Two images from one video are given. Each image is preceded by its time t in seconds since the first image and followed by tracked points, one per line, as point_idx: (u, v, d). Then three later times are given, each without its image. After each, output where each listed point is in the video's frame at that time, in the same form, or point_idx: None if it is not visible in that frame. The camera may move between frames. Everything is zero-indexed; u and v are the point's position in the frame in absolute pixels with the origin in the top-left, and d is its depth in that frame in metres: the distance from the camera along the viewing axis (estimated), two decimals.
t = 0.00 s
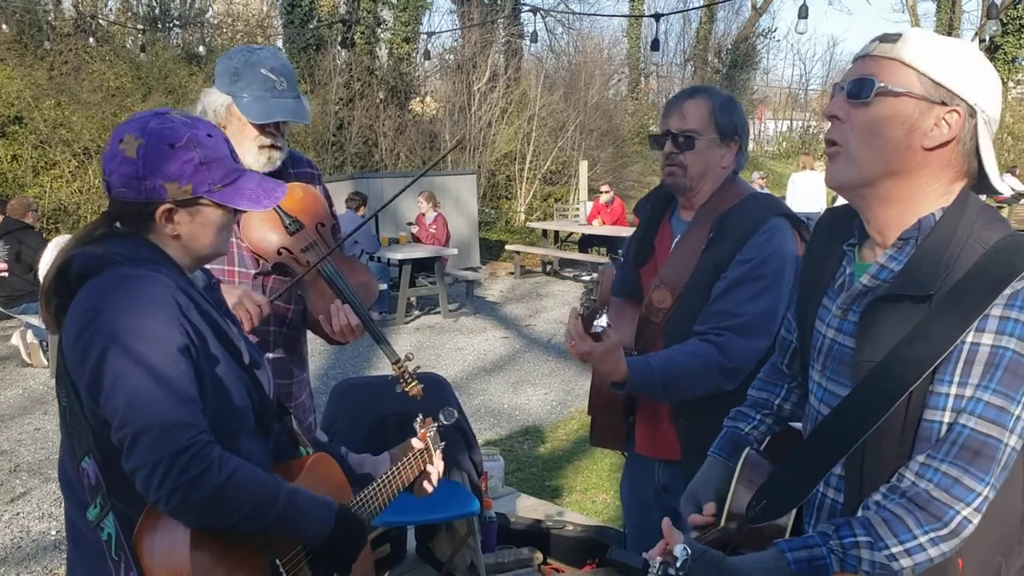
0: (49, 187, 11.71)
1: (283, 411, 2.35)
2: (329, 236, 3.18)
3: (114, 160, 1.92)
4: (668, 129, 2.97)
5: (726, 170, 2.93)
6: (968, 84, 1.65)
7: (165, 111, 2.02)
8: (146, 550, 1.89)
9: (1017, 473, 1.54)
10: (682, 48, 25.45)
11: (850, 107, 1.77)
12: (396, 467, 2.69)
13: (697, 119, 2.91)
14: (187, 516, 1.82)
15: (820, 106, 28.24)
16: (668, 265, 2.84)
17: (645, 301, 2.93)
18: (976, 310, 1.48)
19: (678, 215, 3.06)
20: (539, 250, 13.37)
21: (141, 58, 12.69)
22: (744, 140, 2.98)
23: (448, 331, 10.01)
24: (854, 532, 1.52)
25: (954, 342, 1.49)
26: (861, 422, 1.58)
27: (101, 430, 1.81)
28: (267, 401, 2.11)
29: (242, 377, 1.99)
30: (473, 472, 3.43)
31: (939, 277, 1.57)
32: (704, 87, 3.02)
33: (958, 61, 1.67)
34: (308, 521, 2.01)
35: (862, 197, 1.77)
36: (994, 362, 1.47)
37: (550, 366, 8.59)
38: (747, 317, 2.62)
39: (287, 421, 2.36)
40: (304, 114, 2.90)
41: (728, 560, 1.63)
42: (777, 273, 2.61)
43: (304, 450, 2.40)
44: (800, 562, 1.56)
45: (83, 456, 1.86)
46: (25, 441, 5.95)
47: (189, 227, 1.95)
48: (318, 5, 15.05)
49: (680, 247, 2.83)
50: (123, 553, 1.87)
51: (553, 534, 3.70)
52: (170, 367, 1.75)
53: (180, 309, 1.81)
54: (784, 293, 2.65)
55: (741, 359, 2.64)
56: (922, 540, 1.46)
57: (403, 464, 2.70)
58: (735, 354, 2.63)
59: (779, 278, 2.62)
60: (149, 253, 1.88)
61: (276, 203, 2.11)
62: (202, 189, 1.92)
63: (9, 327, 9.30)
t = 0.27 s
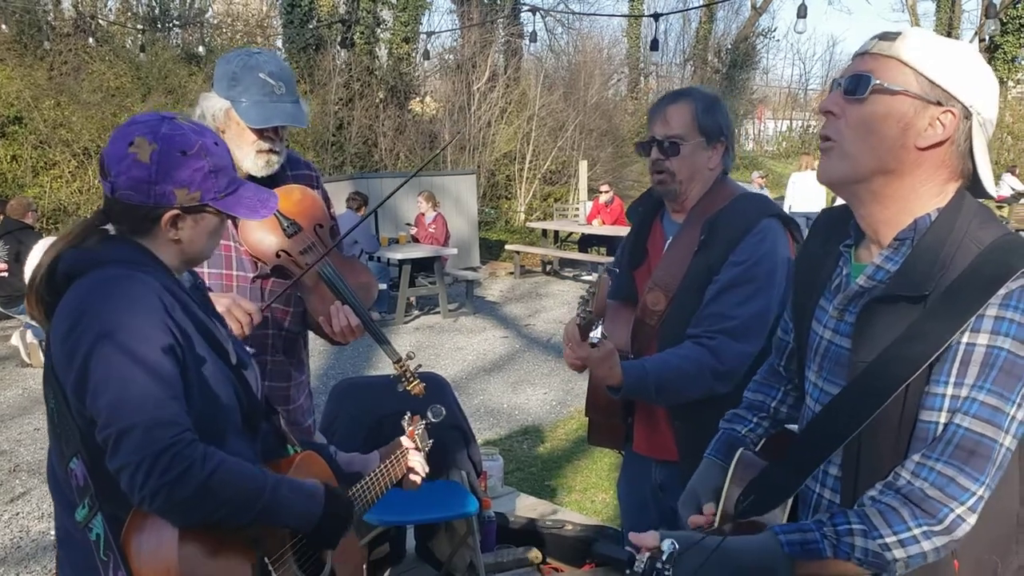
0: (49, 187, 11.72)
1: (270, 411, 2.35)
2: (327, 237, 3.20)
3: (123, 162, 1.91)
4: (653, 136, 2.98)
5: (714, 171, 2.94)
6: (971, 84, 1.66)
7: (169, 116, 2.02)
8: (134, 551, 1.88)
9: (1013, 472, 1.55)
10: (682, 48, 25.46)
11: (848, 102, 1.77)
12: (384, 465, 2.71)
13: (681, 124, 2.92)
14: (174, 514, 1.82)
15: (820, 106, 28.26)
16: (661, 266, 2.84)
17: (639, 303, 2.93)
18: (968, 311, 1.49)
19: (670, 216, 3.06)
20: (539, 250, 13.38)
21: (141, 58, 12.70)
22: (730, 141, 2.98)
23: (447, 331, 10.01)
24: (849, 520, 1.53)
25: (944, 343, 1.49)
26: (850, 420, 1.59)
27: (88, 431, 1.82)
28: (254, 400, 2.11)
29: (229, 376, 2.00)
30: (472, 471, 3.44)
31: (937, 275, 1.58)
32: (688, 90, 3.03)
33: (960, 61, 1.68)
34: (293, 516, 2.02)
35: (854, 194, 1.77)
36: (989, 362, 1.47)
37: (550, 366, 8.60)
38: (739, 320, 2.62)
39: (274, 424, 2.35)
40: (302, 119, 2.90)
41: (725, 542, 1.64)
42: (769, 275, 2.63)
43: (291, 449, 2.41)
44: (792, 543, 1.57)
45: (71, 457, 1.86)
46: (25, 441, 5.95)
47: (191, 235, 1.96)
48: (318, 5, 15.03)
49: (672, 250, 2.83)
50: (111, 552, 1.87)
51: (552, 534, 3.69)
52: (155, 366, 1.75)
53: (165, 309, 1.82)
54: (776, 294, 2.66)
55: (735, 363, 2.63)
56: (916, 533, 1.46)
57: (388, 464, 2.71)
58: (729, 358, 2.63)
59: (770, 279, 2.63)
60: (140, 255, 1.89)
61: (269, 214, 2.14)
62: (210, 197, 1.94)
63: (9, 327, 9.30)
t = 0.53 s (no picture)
0: (49, 188, 11.74)
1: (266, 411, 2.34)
2: (321, 234, 3.15)
3: (116, 161, 1.91)
4: (646, 142, 2.97)
5: (707, 170, 2.95)
6: (960, 76, 1.66)
7: (163, 115, 2.02)
8: (129, 547, 1.88)
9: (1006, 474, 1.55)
10: (682, 48, 25.48)
11: (841, 111, 1.77)
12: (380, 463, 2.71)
13: (672, 128, 2.91)
14: (168, 512, 1.82)
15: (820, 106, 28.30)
16: (654, 264, 2.84)
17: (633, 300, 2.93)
18: (961, 312, 1.49)
19: (663, 215, 3.07)
20: (538, 251, 13.38)
21: (141, 59, 12.70)
22: (722, 140, 2.98)
23: (447, 331, 10.01)
24: (842, 526, 1.54)
25: (937, 342, 1.50)
26: (844, 417, 1.60)
27: (82, 430, 1.82)
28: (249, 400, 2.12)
29: (224, 377, 2.00)
30: (472, 471, 3.45)
31: (929, 274, 1.58)
32: (677, 90, 3.03)
33: (948, 54, 1.68)
34: (287, 514, 2.02)
35: (854, 199, 1.78)
36: (981, 362, 1.47)
37: (549, 366, 8.60)
38: (732, 316, 2.63)
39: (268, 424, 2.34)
40: (297, 116, 2.91)
41: (706, 545, 1.67)
42: (761, 271, 2.64)
43: (286, 449, 2.41)
44: (786, 551, 1.59)
45: (67, 455, 1.87)
46: (25, 441, 5.96)
47: (184, 233, 1.96)
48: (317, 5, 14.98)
49: (665, 249, 2.84)
50: (106, 550, 1.88)
51: (550, 534, 3.70)
52: (148, 365, 1.76)
53: (160, 308, 1.82)
54: (769, 291, 2.67)
55: (727, 359, 2.65)
56: (908, 535, 1.47)
57: (384, 463, 2.71)
58: (722, 354, 2.64)
59: (761, 275, 2.64)
60: (134, 255, 1.89)
61: (264, 213, 2.14)
62: (202, 196, 1.94)
63: (9, 328, 9.31)
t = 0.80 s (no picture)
0: (48, 188, 11.74)
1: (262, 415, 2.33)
2: (323, 238, 3.18)
3: (109, 171, 1.92)
4: (635, 145, 2.97)
5: (696, 171, 2.95)
6: (955, 82, 1.66)
7: (156, 124, 2.02)
8: (121, 554, 1.90)
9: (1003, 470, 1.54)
10: (682, 48, 25.50)
11: (835, 111, 1.77)
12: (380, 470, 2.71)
13: (661, 131, 2.91)
14: (161, 516, 1.82)
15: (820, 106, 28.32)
16: (645, 266, 2.85)
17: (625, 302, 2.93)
18: (955, 313, 1.49)
19: (652, 217, 3.06)
20: (539, 251, 13.38)
21: (140, 59, 12.70)
22: (710, 141, 2.99)
23: (447, 331, 10.02)
24: (837, 522, 1.53)
25: (929, 344, 1.50)
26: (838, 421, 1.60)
27: (75, 437, 1.81)
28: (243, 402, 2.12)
29: (217, 380, 2.00)
30: (472, 470, 3.46)
31: (924, 272, 1.59)
32: (664, 93, 3.02)
33: (943, 59, 1.68)
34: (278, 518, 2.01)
35: (847, 198, 1.78)
36: (976, 361, 1.47)
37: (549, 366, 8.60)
38: (722, 316, 2.63)
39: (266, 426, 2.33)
40: (299, 121, 2.91)
41: (698, 540, 1.68)
42: (749, 270, 2.64)
43: (282, 455, 2.40)
44: (782, 545, 1.57)
45: (60, 463, 1.86)
46: (25, 442, 5.96)
47: (178, 241, 1.96)
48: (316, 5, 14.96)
49: (655, 250, 2.84)
50: (98, 560, 1.88)
51: (550, 534, 3.70)
52: (140, 369, 1.76)
53: (152, 313, 1.83)
54: (759, 291, 2.67)
55: (720, 359, 2.65)
56: (903, 533, 1.46)
57: (385, 468, 2.71)
58: (714, 354, 2.64)
59: (751, 274, 2.64)
60: (127, 262, 1.89)
61: (259, 219, 2.14)
62: (196, 203, 1.95)
63: (9, 328, 9.31)
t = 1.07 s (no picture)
0: (49, 188, 11.75)
1: (260, 410, 2.33)
2: (328, 237, 3.18)
3: (98, 165, 1.92)
4: (634, 140, 2.96)
5: (694, 170, 2.95)
6: (949, 75, 1.66)
7: (147, 118, 2.02)
8: (122, 548, 1.89)
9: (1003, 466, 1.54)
10: (682, 48, 25.51)
11: (833, 111, 1.78)
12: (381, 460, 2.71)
13: (661, 128, 2.91)
14: (158, 511, 1.82)
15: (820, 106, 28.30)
16: (641, 265, 2.84)
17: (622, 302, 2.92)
18: (952, 310, 1.49)
19: (649, 215, 3.06)
20: (539, 250, 13.36)
21: (141, 59, 12.71)
22: (708, 141, 2.99)
23: (447, 331, 10.01)
24: (835, 513, 1.54)
25: (925, 342, 1.50)
26: (836, 419, 1.59)
27: (72, 434, 1.81)
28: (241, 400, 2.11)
29: (213, 377, 2.00)
30: (472, 470, 3.45)
31: (921, 267, 1.59)
32: (665, 90, 3.01)
33: (937, 52, 1.69)
34: (276, 516, 2.00)
35: (846, 195, 1.77)
36: (972, 359, 1.47)
37: (550, 366, 8.60)
38: (718, 314, 2.63)
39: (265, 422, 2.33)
40: (307, 118, 2.92)
41: (704, 531, 1.69)
42: (745, 269, 2.64)
43: (281, 449, 2.40)
44: (779, 534, 1.60)
45: (59, 460, 1.86)
46: (26, 441, 5.96)
47: (169, 234, 1.96)
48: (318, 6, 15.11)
49: (652, 248, 2.83)
50: (99, 552, 1.88)
51: (552, 534, 3.70)
52: (136, 366, 1.76)
53: (146, 310, 1.83)
54: (754, 290, 2.68)
55: (714, 358, 2.65)
56: (900, 526, 1.47)
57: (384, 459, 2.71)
58: (709, 353, 2.64)
59: (747, 273, 2.64)
60: (122, 258, 1.89)
61: (252, 212, 2.15)
62: (186, 197, 1.95)
63: (10, 328, 9.31)
